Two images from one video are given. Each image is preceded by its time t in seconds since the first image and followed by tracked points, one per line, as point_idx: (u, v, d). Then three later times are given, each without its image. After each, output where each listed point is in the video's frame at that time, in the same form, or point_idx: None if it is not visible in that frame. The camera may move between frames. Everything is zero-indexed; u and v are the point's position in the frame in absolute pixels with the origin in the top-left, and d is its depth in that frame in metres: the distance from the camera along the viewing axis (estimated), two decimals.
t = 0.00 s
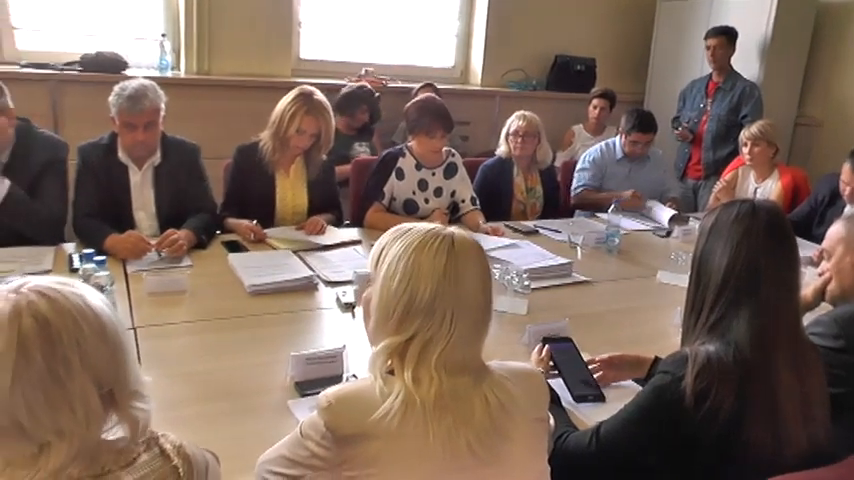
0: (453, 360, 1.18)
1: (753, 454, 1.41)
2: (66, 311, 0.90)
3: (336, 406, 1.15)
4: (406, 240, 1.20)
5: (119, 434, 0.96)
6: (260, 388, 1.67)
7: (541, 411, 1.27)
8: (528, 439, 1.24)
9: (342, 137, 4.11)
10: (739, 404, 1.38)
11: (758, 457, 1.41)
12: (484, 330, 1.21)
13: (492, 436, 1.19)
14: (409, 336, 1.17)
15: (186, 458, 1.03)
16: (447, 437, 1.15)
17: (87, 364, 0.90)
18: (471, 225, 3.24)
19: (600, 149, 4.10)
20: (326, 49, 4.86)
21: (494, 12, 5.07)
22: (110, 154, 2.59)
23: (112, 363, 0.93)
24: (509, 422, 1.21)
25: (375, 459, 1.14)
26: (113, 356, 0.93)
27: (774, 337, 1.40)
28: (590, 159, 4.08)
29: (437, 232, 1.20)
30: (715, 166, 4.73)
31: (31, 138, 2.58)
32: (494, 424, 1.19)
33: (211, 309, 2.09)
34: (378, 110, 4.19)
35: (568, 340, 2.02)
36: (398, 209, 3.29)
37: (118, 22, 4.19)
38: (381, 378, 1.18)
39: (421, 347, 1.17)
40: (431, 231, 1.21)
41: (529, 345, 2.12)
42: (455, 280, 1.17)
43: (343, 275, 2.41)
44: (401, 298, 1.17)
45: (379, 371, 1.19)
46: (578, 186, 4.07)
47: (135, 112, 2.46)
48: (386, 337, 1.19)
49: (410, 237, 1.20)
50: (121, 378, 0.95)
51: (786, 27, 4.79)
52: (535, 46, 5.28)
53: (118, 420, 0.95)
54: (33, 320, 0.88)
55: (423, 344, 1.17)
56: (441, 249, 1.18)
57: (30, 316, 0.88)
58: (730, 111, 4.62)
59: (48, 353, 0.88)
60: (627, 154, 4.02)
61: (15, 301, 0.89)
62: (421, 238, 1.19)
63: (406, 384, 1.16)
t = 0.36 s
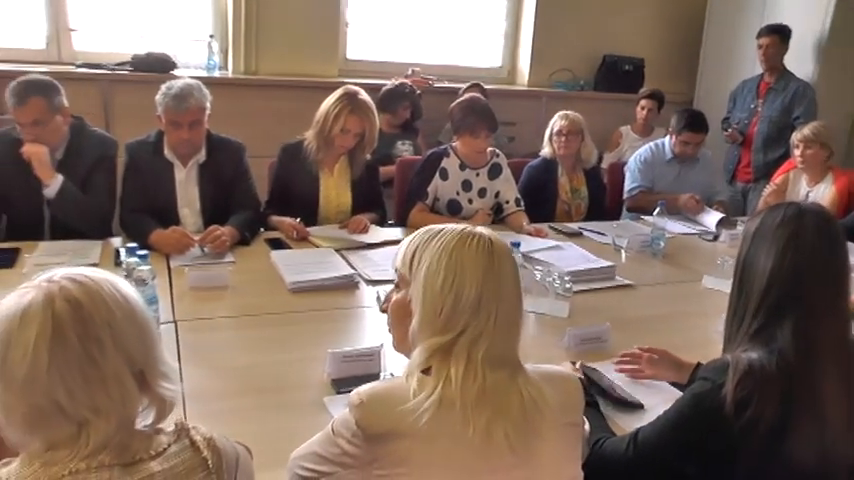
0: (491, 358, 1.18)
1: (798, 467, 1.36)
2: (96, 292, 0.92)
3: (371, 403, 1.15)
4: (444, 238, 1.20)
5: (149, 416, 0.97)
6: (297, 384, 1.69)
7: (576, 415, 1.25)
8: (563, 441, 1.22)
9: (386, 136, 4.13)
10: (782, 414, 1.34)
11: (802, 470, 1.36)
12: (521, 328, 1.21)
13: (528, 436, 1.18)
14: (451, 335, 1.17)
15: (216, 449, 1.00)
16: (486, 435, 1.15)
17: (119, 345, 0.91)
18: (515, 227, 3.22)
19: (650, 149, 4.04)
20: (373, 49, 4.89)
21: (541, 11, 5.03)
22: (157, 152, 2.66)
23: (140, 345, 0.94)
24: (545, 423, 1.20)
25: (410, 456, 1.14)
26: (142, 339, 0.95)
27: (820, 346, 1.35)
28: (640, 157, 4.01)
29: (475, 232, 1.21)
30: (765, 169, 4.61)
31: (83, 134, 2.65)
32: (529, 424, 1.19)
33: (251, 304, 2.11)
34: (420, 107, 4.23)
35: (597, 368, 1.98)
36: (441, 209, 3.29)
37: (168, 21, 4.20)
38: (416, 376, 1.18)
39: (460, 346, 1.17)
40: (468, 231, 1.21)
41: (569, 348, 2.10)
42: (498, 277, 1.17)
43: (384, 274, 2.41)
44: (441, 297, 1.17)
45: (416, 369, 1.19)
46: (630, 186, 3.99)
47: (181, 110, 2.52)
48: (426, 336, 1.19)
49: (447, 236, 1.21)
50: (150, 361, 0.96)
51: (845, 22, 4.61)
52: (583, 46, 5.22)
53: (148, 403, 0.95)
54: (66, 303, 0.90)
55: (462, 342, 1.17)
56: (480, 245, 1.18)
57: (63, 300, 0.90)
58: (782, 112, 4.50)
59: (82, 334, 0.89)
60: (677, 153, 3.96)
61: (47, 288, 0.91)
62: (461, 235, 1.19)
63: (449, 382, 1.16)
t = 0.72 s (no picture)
0: (530, 359, 1.16)
1: None
2: (146, 291, 0.94)
3: (410, 403, 1.15)
4: (480, 239, 1.20)
5: (193, 413, 0.98)
6: (340, 383, 1.70)
7: (618, 420, 1.21)
8: (604, 445, 1.19)
9: (438, 139, 4.14)
10: (838, 428, 1.29)
11: None
12: (560, 329, 1.20)
13: (571, 439, 1.16)
14: (490, 338, 1.16)
15: (256, 444, 1.01)
16: (527, 438, 1.13)
17: (166, 343, 0.94)
18: (566, 230, 3.17)
19: (704, 154, 3.93)
20: (427, 51, 4.91)
21: (596, 12, 4.96)
22: (210, 153, 2.72)
23: (186, 344, 0.96)
24: (586, 426, 1.18)
25: (447, 458, 1.14)
26: (189, 338, 0.96)
27: None
28: (694, 163, 3.92)
29: (510, 233, 1.20)
30: (827, 175, 4.45)
31: (140, 134, 2.73)
32: (571, 427, 1.17)
33: (298, 303, 2.14)
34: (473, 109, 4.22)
35: (644, 374, 1.94)
36: (492, 212, 3.28)
37: (224, 25, 4.28)
38: (455, 377, 1.18)
39: (498, 347, 1.16)
40: (504, 233, 1.20)
41: (616, 355, 2.06)
42: (535, 277, 1.16)
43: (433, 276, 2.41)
44: (479, 299, 1.17)
45: (454, 371, 1.19)
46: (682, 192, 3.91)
47: (233, 111, 2.56)
48: (464, 338, 1.18)
49: (482, 238, 1.20)
50: (195, 360, 0.97)
51: None
52: (639, 47, 5.13)
53: (192, 400, 0.97)
54: (117, 300, 0.92)
55: (500, 344, 1.16)
56: (515, 246, 1.18)
57: (114, 297, 0.92)
58: (848, 114, 4.33)
59: (130, 331, 0.92)
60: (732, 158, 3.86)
61: (100, 283, 0.93)
62: (496, 237, 1.19)
63: (489, 384, 1.15)
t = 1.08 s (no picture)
0: (588, 362, 1.15)
1: None
2: (209, 292, 0.95)
3: (467, 404, 1.15)
4: (538, 241, 1.19)
5: (256, 411, 0.99)
6: (393, 383, 1.71)
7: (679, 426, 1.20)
8: (664, 450, 1.18)
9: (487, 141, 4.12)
10: None
11: None
12: (618, 331, 1.18)
13: (631, 444, 1.15)
14: (548, 340, 1.15)
15: (315, 441, 1.02)
16: (586, 442, 1.12)
17: (228, 344, 0.95)
18: (616, 233, 3.13)
19: (755, 158, 3.84)
20: (475, 53, 4.90)
21: (646, 12, 4.88)
22: (262, 154, 2.76)
23: (248, 345, 0.97)
24: (647, 430, 1.17)
25: (506, 460, 1.13)
26: (250, 340, 0.97)
27: None
28: (744, 169, 3.82)
29: (568, 235, 1.19)
30: None
31: (194, 135, 2.77)
32: (631, 431, 1.15)
33: (350, 303, 2.15)
34: (520, 110, 4.20)
35: (704, 373, 1.94)
36: (542, 215, 3.26)
37: (274, 28, 4.34)
38: (513, 379, 1.17)
39: (556, 350, 1.15)
40: (562, 235, 1.19)
41: (669, 360, 2.03)
42: (592, 280, 1.15)
43: (484, 278, 2.40)
44: (536, 301, 1.16)
45: (512, 373, 1.18)
46: (733, 196, 3.83)
47: (285, 113, 2.59)
48: (522, 340, 1.17)
49: (540, 240, 1.19)
50: (256, 360, 0.98)
51: None
52: (690, 47, 5.03)
53: (254, 399, 0.98)
54: (182, 301, 0.94)
55: (559, 347, 1.15)
56: (572, 248, 1.16)
57: (179, 297, 0.94)
58: None
59: (194, 331, 0.93)
60: (785, 160, 3.77)
61: (166, 283, 0.95)
62: (553, 239, 1.18)
63: (547, 387, 1.14)
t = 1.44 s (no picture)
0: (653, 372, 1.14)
1: None
2: (279, 295, 0.95)
3: (533, 412, 1.15)
4: (603, 250, 1.20)
5: (324, 415, 0.99)
6: (446, 388, 1.70)
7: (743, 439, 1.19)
8: (728, 463, 1.17)
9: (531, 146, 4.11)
10: None
11: None
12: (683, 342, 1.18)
13: (696, 455, 1.14)
14: (613, 349, 1.15)
15: (380, 446, 1.03)
16: (652, 451, 1.11)
17: (297, 349, 0.95)
18: (664, 241, 3.10)
19: (802, 164, 3.75)
20: (520, 58, 4.89)
21: (693, 16, 4.81)
22: (310, 158, 2.78)
23: (317, 350, 0.97)
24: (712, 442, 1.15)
25: (571, 468, 1.13)
26: (318, 345, 0.98)
27: None
28: (790, 176, 3.75)
29: (633, 244, 1.20)
30: None
31: (243, 139, 2.81)
32: (696, 443, 1.14)
33: (400, 307, 2.15)
34: (562, 112, 4.16)
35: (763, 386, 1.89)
36: (590, 221, 3.23)
37: (320, 32, 4.38)
38: (578, 387, 1.17)
39: (621, 359, 1.15)
40: (627, 244, 1.20)
41: (721, 370, 1.99)
42: (658, 290, 1.15)
43: (533, 284, 2.39)
44: (601, 308, 1.16)
45: (576, 381, 1.18)
46: (775, 204, 3.74)
47: (335, 117, 2.61)
48: (586, 349, 1.17)
49: (605, 248, 1.20)
50: (325, 365, 0.99)
51: None
52: (738, 51, 4.94)
53: (323, 405, 0.98)
54: (251, 304, 0.94)
55: (623, 355, 1.14)
56: (637, 257, 1.17)
57: (248, 300, 0.94)
58: None
59: (263, 334, 0.94)
60: (835, 167, 3.66)
61: (234, 286, 0.95)
62: (618, 248, 1.18)
63: (612, 396, 1.13)
